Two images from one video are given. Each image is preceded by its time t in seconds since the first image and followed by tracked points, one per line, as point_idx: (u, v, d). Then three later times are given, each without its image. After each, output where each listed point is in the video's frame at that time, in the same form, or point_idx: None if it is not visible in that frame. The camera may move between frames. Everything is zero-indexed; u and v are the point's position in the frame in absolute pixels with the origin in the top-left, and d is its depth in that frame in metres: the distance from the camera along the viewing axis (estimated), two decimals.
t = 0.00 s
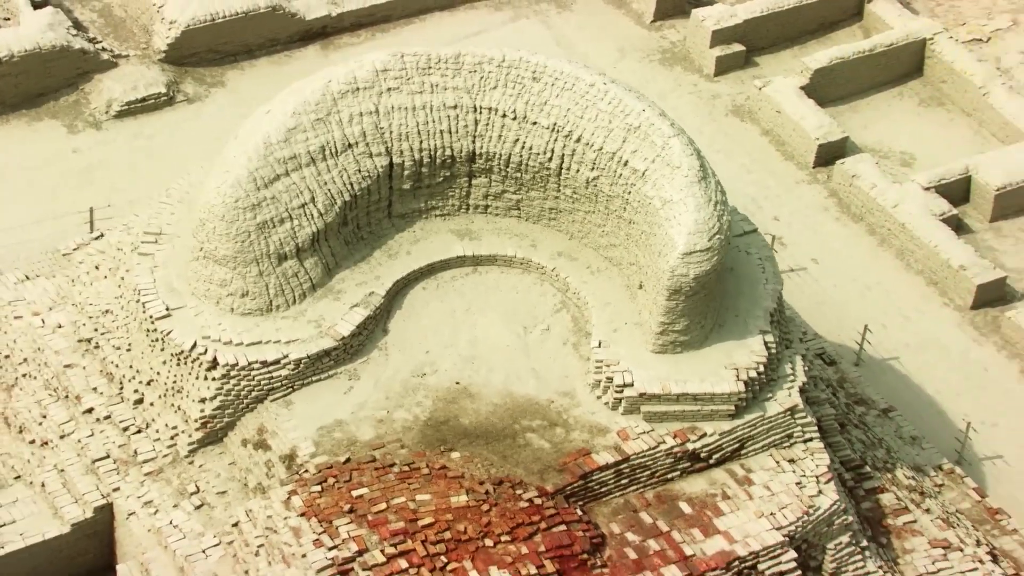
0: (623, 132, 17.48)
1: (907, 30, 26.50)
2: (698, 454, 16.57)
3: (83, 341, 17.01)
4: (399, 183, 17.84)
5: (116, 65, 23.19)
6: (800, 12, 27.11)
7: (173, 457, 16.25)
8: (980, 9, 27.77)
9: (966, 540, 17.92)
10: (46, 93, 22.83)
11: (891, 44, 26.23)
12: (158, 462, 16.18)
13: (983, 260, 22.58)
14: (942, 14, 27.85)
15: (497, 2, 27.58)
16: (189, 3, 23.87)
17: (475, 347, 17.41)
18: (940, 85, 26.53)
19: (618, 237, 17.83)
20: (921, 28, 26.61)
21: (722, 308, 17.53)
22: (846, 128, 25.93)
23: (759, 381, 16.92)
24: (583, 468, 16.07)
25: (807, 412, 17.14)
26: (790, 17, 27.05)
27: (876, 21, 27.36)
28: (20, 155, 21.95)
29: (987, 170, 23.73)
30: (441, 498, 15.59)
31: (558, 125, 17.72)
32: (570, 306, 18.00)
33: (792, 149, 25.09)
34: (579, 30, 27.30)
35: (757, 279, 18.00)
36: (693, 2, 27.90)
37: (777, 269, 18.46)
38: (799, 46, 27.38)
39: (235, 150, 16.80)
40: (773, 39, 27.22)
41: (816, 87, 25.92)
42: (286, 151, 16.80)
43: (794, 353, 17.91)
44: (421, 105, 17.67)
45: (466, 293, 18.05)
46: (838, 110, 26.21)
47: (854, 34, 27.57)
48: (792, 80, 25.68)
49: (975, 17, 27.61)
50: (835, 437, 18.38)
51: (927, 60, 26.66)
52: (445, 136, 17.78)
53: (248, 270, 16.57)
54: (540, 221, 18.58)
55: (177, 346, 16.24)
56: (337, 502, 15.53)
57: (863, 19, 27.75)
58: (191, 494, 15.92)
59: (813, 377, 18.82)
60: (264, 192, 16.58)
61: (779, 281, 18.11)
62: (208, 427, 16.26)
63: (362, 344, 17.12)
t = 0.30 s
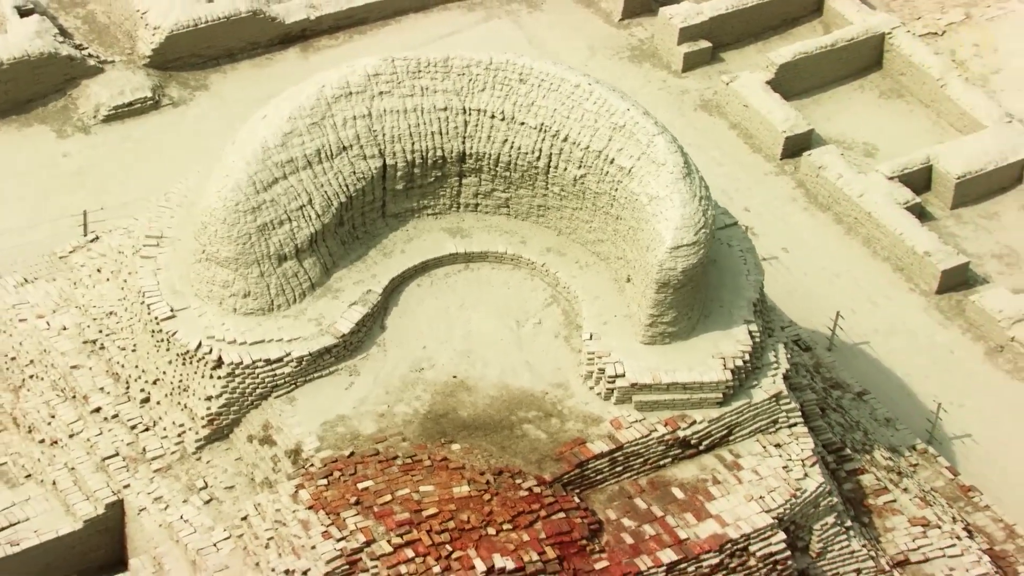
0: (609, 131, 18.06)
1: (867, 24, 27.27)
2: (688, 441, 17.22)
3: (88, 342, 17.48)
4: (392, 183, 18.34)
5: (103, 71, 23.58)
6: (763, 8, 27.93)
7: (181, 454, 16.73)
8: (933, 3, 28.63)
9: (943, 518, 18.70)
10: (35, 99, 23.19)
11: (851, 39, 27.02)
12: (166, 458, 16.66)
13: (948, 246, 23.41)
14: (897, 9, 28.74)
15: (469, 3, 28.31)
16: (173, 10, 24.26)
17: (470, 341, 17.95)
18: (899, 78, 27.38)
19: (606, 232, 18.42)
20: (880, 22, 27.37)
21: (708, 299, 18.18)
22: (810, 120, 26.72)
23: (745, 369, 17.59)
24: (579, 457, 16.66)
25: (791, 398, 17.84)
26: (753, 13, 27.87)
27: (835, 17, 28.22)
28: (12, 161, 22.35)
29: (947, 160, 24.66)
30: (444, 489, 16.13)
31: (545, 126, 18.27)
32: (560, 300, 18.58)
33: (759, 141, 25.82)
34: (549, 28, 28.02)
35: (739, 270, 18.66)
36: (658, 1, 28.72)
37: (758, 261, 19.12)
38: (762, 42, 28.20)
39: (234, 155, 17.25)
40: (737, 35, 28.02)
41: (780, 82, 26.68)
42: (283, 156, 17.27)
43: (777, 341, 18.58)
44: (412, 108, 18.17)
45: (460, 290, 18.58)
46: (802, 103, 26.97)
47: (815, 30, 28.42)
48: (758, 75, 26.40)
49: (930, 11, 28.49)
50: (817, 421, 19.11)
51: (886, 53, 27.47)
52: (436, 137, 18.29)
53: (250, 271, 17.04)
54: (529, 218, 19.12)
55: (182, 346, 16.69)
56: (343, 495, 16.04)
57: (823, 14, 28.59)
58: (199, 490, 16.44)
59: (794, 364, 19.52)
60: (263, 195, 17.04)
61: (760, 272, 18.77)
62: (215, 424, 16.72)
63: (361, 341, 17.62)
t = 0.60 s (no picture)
0: (594, 129, 18.68)
1: (825, 19, 28.11)
2: (678, 428, 17.92)
3: (93, 343, 17.93)
4: (385, 184, 18.88)
5: (88, 76, 24.07)
6: (725, 6, 28.71)
7: (189, 451, 17.23)
8: None
9: (920, 495, 19.52)
10: (23, 105, 23.67)
11: (810, 35, 27.84)
12: (175, 455, 17.16)
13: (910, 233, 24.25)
14: (852, 3, 29.58)
15: (440, 5, 28.86)
16: (155, 16, 24.76)
17: (465, 336, 18.54)
18: (857, 70, 28.22)
19: (592, 228, 19.05)
20: (838, 18, 28.19)
21: (692, 290, 18.88)
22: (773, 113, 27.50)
23: (730, 357, 18.31)
24: (574, 445, 17.30)
25: (774, 384, 18.58)
26: (716, 11, 28.62)
27: (794, 13, 29.06)
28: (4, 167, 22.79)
29: (906, 150, 25.52)
30: (447, 479, 16.70)
31: (532, 126, 18.87)
32: (549, 294, 19.21)
33: (726, 135, 26.59)
34: (519, 28, 28.61)
35: (721, 262, 19.36)
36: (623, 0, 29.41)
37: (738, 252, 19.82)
38: (725, 38, 28.95)
39: (232, 160, 17.74)
40: (700, 32, 28.74)
41: (744, 77, 27.47)
42: (280, 159, 17.77)
43: (759, 329, 19.32)
44: (403, 111, 18.70)
45: (452, 286, 19.16)
46: (764, 97, 27.74)
47: (775, 26, 29.23)
48: (723, 70, 27.12)
49: (884, 6, 29.43)
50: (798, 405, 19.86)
51: (844, 47, 28.29)
52: (427, 138, 18.84)
53: (251, 272, 17.54)
54: (517, 215, 19.72)
55: (188, 346, 17.18)
56: (349, 487, 16.58)
57: (782, 10, 29.41)
58: (208, 485, 16.94)
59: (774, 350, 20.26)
60: (262, 198, 17.54)
61: (741, 263, 19.48)
62: (221, 421, 17.22)
63: (360, 337, 18.16)
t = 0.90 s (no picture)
0: (579, 128, 19.25)
1: (786, 16, 28.89)
2: (668, 415, 18.57)
3: (97, 345, 18.39)
4: (377, 185, 19.37)
5: (74, 83, 24.63)
6: (690, 4, 29.42)
7: (195, 448, 17.70)
8: None
9: (897, 475, 20.31)
10: (10, 112, 24.21)
11: (773, 30, 28.59)
12: (181, 452, 17.63)
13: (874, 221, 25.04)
14: None
15: (413, 6, 29.33)
16: (138, 22, 25.28)
17: (459, 331, 19.08)
18: (818, 64, 29.00)
19: (579, 223, 19.64)
20: (799, 14, 29.00)
21: (677, 282, 19.53)
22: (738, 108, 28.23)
23: (715, 346, 18.99)
24: (569, 435, 17.89)
25: (757, 372, 19.27)
26: (682, 8, 29.30)
27: (756, 9, 29.81)
28: None
29: (869, 140, 26.34)
30: (448, 470, 17.21)
31: (519, 125, 19.41)
32: (539, 288, 19.78)
33: (694, 129, 27.30)
34: (490, 27, 29.15)
35: (704, 253, 20.02)
36: None
37: (718, 243, 20.49)
38: (690, 35, 29.65)
39: (229, 164, 18.18)
40: (666, 30, 29.42)
41: (710, 73, 28.18)
42: (276, 163, 18.22)
43: (741, 318, 20.00)
44: (393, 113, 19.18)
45: (444, 283, 19.69)
46: (729, 91, 28.51)
47: (738, 22, 29.97)
48: (690, 66, 27.84)
49: (842, 1, 30.23)
50: (779, 390, 20.56)
51: (805, 42, 29.07)
52: (417, 139, 19.34)
53: (251, 273, 18.00)
54: (505, 212, 20.26)
55: (192, 347, 17.65)
56: (353, 480, 17.07)
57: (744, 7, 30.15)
58: (215, 481, 17.41)
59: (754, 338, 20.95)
60: (260, 201, 17.99)
61: (722, 255, 20.16)
62: (225, 418, 17.69)
63: (358, 334, 18.65)
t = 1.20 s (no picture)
0: (569, 129, 19.82)
1: (754, 15, 29.63)
2: (661, 406, 19.20)
3: (104, 348, 18.87)
4: (373, 188, 19.88)
5: (65, 91, 25.20)
6: (660, 5, 30.11)
7: (204, 447, 18.17)
8: None
9: (880, 459, 21.09)
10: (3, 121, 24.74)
11: (742, 29, 29.31)
12: (191, 452, 18.11)
13: (845, 213, 25.81)
14: None
15: (391, 11, 29.81)
16: (125, 31, 25.84)
17: (457, 329, 19.62)
18: (785, 61, 29.78)
19: (571, 222, 20.22)
20: (765, 12, 29.76)
21: (666, 277, 20.18)
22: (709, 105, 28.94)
23: (705, 338, 19.66)
24: (567, 427, 18.47)
25: (745, 362, 19.97)
26: (652, 9, 29.98)
27: (723, 9, 30.52)
28: None
29: (837, 134, 27.10)
30: (453, 464, 17.74)
31: (510, 128, 19.95)
32: (533, 285, 20.36)
33: (668, 126, 27.95)
34: (466, 30, 29.67)
35: (690, 248, 20.69)
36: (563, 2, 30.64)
37: (703, 238, 21.16)
38: (661, 35, 30.33)
39: (231, 171, 18.65)
40: (637, 30, 30.08)
41: (682, 71, 28.87)
42: (276, 169, 18.70)
43: (728, 310, 20.69)
44: (387, 118, 19.68)
45: (441, 282, 20.23)
46: (701, 87, 29.21)
47: (706, 22, 30.68)
48: (663, 65, 28.49)
49: (806, 0, 30.96)
50: (765, 379, 21.24)
51: (772, 40, 29.83)
52: (412, 143, 19.85)
53: (255, 276, 18.47)
54: (497, 212, 20.81)
55: (199, 349, 18.12)
56: (362, 475, 17.56)
57: (711, 7, 30.87)
58: (225, 479, 17.91)
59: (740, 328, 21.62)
60: (262, 207, 18.47)
61: (708, 249, 20.83)
62: (234, 418, 18.14)
63: (359, 333, 19.16)
